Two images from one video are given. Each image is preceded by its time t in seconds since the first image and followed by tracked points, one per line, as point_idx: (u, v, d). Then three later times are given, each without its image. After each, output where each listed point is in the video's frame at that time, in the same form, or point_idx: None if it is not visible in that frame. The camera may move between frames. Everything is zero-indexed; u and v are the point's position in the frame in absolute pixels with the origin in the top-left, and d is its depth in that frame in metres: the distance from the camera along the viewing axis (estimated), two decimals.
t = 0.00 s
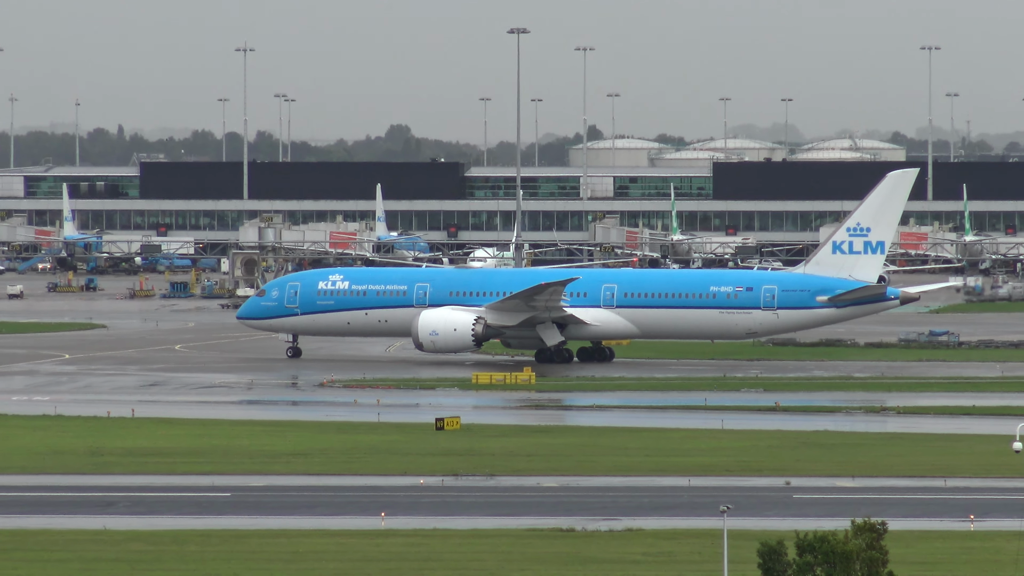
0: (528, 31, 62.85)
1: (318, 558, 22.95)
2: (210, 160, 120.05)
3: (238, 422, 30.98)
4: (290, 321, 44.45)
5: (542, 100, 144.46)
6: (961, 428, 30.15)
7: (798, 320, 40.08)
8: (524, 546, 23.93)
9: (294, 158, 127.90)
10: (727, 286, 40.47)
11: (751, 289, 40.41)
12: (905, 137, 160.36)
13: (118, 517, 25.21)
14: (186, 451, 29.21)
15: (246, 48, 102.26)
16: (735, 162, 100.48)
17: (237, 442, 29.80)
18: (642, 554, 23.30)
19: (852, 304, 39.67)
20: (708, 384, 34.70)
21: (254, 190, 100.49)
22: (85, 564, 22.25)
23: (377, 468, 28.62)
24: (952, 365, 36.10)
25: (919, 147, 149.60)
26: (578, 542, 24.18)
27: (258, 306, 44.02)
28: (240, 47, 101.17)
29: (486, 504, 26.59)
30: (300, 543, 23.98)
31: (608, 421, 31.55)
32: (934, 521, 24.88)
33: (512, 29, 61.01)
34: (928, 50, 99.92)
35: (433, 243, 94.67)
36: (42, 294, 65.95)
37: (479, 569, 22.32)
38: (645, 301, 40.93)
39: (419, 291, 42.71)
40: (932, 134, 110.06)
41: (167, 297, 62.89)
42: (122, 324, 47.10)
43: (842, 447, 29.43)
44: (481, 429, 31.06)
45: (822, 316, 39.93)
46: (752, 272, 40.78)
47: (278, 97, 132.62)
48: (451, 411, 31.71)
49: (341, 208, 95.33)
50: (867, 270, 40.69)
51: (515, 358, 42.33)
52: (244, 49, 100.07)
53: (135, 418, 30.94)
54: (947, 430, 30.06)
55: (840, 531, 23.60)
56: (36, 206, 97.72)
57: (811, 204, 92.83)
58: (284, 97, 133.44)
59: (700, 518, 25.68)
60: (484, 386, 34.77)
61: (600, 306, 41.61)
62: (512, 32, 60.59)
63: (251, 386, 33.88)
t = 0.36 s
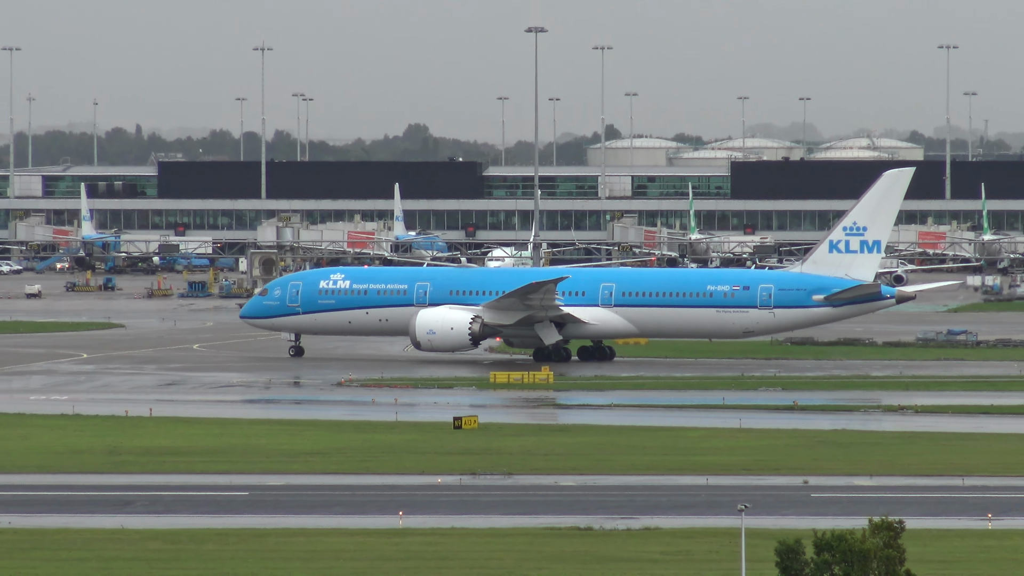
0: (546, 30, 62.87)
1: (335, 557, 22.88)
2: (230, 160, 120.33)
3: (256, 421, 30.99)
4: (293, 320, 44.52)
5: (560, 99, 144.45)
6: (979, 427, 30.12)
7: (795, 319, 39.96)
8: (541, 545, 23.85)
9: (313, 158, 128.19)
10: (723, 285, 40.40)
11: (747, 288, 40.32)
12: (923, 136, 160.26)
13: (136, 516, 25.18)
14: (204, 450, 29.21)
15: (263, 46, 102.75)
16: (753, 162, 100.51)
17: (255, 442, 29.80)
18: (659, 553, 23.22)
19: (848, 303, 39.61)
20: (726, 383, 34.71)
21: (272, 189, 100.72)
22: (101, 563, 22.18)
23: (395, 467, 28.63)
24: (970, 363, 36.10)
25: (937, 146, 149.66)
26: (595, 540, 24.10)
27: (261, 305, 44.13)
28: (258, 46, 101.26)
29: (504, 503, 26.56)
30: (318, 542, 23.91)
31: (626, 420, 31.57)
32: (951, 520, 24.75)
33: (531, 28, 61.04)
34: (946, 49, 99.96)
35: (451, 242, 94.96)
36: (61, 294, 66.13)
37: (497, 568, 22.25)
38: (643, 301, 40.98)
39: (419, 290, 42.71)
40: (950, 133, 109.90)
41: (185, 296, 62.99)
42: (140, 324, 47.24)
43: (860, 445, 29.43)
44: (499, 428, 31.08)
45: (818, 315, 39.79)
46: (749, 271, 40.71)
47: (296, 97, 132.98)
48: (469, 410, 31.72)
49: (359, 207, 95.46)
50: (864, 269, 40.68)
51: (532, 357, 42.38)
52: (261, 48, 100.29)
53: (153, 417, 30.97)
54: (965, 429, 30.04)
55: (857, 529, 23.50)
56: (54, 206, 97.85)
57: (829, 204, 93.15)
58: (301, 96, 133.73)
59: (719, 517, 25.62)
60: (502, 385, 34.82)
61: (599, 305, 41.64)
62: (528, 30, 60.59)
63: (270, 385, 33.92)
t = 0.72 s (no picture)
0: (565, 33, 62.94)
1: (355, 561, 22.80)
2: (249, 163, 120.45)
3: (275, 425, 31.00)
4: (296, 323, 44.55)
5: (578, 103, 143.74)
6: (997, 431, 30.10)
7: (791, 323, 39.88)
8: (560, 548, 23.75)
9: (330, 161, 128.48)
10: (721, 288, 40.39)
11: (743, 291, 40.27)
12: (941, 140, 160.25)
13: (155, 519, 25.12)
14: (221, 453, 29.20)
15: (280, 50, 103.01)
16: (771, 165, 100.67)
17: (273, 445, 29.80)
18: (679, 556, 23.13)
19: (845, 306, 39.59)
20: (745, 386, 34.71)
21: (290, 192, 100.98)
22: (119, 566, 22.13)
23: (413, 470, 28.60)
24: (988, 367, 36.09)
25: (955, 149, 149.75)
26: (614, 544, 24.02)
27: (264, 308, 44.20)
28: (275, 50, 101.45)
29: (523, 507, 26.51)
30: (338, 545, 23.84)
31: (644, 423, 31.58)
32: (970, 523, 24.67)
33: (548, 32, 61.15)
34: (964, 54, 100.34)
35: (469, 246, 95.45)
36: (78, 298, 66.28)
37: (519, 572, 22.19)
38: (640, 304, 40.97)
39: (420, 293, 42.69)
40: (968, 137, 109.96)
41: (203, 299, 63.04)
42: (157, 328, 47.34)
43: (879, 449, 29.41)
44: (518, 432, 31.08)
45: (815, 318, 39.76)
46: (745, 274, 40.66)
47: (314, 100, 133.47)
48: (487, 414, 31.72)
49: (377, 211, 95.73)
50: (860, 272, 40.74)
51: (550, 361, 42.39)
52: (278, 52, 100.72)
53: (171, 420, 30.98)
54: (983, 433, 30.02)
55: (876, 533, 23.42)
56: (72, 209, 97.87)
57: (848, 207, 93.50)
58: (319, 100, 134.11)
59: (737, 520, 25.55)
60: (520, 388, 34.87)
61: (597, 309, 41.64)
62: (546, 33, 60.64)
63: (288, 388, 33.95)
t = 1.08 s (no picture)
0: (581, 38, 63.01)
1: (368, 566, 22.64)
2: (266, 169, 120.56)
3: (291, 431, 31.01)
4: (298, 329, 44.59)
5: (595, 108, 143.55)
6: (1015, 437, 30.04)
7: (786, 330, 39.70)
8: (575, 555, 23.58)
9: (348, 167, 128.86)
10: (716, 294, 40.31)
11: (739, 298, 40.17)
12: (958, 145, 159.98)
13: (169, 525, 25.01)
14: (237, 459, 29.18)
15: (298, 55, 102.65)
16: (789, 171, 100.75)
17: (289, 451, 29.79)
18: (694, 562, 22.92)
19: (839, 312, 39.29)
20: (762, 392, 34.75)
21: (308, 198, 101.32)
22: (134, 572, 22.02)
23: (429, 476, 28.56)
24: (1004, 374, 36.05)
25: (972, 155, 149.88)
26: (629, 550, 23.84)
27: (266, 314, 44.27)
28: (292, 56, 101.62)
29: (539, 513, 26.40)
30: (352, 551, 23.67)
31: (659, 429, 31.61)
32: (987, 530, 24.52)
33: (565, 37, 61.24)
34: (982, 58, 100.30)
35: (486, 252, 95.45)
36: (95, 303, 66.43)
37: None
38: (636, 310, 41.01)
39: (419, 299, 42.68)
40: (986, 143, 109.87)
41: (220, 305, 63.17)
42: (174, 334, 47.52)
43: (895, 456, 29.38)
44: (533, 438, 31.11)
45: (809, 325, 39.49)
46: (742, 281, 40.57)
47: (331, 105, 133.66)
48: (503, 419, 31.76)
49: (395, 216, 95.89)
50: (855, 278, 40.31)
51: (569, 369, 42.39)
52: (296, 57, 100.91)
53: (187, 426, 31.02)
54: (1000, 439, 29.98)
55: (894, 540, 23.23)
56: (90, 215, 97.61)
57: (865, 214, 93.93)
58: (337, 105, 134.42)
59: (753, 526, 25.40)
60: (536, 395, 34.99)
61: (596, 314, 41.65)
62: (562, 38, 60.72)
63: (304, 395, 34.06)
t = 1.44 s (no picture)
0: (597, 44, 63.27)
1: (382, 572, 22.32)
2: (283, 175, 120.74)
3: (307, 438, 31.02)
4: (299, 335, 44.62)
5: (611, 113, 143.80)
6: None
7: (780, 335, 39.52)
8: (592, 561, 23.27)
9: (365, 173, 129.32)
10: (711, 299, 40.23)
11: (733, 303, 40.05)
12: (974, 150, 159.91)
13: (185, 532, 24.76)
14: (252, 466, 29.09)
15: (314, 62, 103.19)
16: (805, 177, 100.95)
17: (306, 457, 29.74)
18: (712, 569, 22.60)
19: (833, 318, 39.13)
20: (778, 399, 34.80)
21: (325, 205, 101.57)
22: None
23: (446, 483, 28.42)
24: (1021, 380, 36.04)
25: (988, 161, 149.92)
26: (646, 557, 23.51)
27: (268, 320, 44.33)
28: (309, 62, 102.03)
29: (555, 519, 26.14)
30: (368, 558, 23.33)
31: (676, 436, 31.61)
32: (1006, 536, 24.32)
33: (581, 44, 61.51)
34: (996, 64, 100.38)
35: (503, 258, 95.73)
36: (112, 309, 66.75)
37: None
38: (632, 315, 40.98)
39: (419, 305, 42.68)
40: (1002, 149, 109.87)
41: (237, 311, 63.39)
42: (190, 341, 47.78)
43: (912, 462, 29.29)
44: (550, 444, 31.11)
45: (802, 331, 39.32)
46: (736, 287, 40.42)
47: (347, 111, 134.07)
48: (520, 426, 31.84)
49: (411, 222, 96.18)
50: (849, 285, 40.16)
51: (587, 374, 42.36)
52: (313, 64, 101.47)
53: (203, 432, 31.05)
54: (1017, 446, 29.92)
55: (912, 546, 22.96)
56: (106, 220, 97.62)
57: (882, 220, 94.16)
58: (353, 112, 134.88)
59: (771, 533, 25.13)
60: (552, 401, 35.19)
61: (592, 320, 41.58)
62: (580, 46, 60.90)
63: (320, 402, 34.24)
